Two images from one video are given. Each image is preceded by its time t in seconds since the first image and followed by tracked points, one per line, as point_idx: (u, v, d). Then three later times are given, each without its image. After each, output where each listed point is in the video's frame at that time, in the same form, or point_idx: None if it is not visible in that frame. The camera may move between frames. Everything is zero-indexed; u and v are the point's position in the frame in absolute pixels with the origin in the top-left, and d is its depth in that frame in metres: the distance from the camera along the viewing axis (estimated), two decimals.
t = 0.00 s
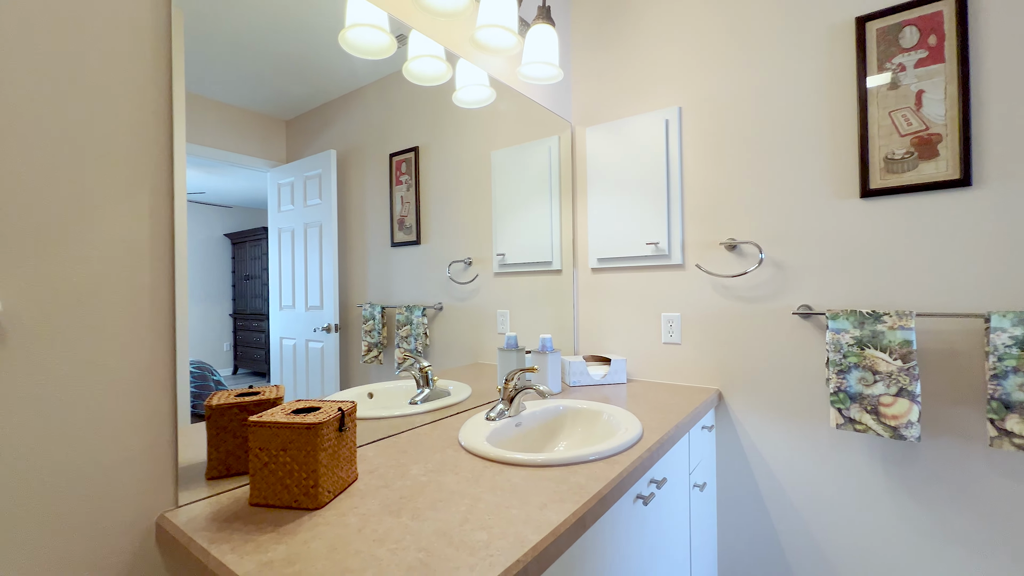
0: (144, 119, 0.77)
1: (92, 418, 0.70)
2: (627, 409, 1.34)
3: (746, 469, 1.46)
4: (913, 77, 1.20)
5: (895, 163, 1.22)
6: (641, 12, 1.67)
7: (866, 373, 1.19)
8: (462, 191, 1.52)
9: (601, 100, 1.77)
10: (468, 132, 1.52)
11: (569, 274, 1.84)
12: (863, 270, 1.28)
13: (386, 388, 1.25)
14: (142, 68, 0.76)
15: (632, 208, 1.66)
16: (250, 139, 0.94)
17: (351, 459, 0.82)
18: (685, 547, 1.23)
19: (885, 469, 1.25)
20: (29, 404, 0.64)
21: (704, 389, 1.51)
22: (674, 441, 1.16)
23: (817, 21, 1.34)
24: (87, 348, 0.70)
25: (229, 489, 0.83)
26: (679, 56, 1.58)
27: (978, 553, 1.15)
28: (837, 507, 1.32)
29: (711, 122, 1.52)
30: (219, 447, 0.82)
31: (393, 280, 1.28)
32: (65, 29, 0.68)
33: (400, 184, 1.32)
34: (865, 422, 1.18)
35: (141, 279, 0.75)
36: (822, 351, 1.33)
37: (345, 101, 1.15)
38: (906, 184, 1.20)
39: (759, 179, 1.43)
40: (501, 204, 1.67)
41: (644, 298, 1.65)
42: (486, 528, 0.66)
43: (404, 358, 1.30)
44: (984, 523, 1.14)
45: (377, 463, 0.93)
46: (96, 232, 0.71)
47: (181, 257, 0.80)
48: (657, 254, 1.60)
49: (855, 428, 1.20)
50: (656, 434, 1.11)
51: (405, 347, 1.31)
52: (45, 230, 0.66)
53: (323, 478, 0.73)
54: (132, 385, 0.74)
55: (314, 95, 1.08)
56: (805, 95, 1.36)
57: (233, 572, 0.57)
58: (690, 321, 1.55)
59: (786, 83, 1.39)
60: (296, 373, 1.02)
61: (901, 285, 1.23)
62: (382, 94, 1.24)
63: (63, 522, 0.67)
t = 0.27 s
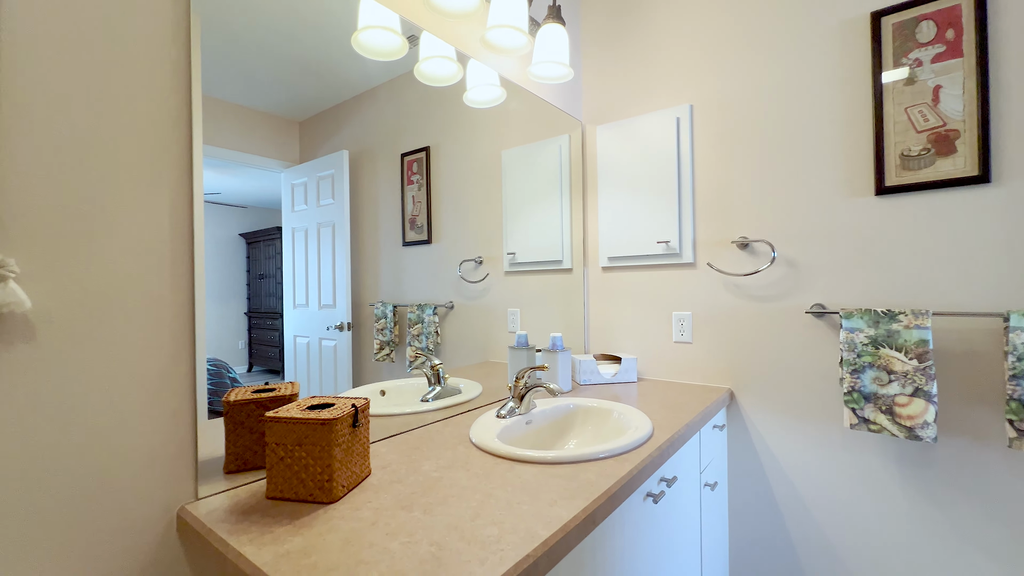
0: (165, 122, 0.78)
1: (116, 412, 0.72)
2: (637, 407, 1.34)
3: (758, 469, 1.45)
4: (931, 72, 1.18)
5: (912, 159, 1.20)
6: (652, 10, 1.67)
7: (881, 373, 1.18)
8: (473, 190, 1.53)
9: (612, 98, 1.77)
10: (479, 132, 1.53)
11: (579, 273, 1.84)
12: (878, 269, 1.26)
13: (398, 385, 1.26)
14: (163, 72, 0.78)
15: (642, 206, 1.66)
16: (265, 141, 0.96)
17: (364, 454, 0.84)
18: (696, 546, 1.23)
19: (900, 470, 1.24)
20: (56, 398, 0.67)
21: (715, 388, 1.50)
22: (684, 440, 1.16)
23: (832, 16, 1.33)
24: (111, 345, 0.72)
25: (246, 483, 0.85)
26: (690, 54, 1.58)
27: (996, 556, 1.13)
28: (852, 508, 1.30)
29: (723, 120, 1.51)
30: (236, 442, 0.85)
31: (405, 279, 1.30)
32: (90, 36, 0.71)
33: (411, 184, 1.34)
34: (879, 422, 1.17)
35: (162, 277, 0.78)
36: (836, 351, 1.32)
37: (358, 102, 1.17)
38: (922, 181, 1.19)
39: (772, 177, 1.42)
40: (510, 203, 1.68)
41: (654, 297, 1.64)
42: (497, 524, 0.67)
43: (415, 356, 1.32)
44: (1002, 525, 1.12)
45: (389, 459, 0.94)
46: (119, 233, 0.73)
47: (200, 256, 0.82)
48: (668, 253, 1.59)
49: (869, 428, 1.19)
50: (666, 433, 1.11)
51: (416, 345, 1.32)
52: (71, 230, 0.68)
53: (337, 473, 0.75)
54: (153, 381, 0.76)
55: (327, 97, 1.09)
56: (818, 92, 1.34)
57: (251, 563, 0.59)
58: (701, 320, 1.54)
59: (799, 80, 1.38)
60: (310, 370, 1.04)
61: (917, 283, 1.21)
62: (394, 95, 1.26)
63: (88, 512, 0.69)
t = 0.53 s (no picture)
0: (176, 124, 0.80)
1: (129, 409, 0.74)
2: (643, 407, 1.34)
3: (765, 469, 1.45)
4: (940, 69, 1.17)
5: (921, 157, 1.19)
6: (659, 9, 1.66)
7: (889, 372, 1.17)
8: (479, 190, 1.54)
9: (618, 97, 1.77)
10: (485, 132, 1.54)
11: (585, 272, 1.84)
12: (886, 268, 1.25)
13: (404, 383, 1.27)
14: (173, 75, 0.80)
15: (648, 205, 1.65)
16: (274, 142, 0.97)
17: (371, 452, 0.85)
18: (701, 545, 1.23)
19: (909, 470, 1.23)
20: (72, 395, 0.68)
21: (722, 388, 1.49)
22: (690, 439, 1.16)
23: (840, 13, 1.32)
24: (124, 343, 0.73)
25: (255, 479, 0.86)
26: (698, 52, 1.57)
27: (1007, 558, 1.11)
28: (860, 508, 1.30)
29: (730, 118, 1.50)
30: (246, 439, 0.86)
31: (411, 278, 1.31)
32: (103, 40, 0.72)
33: (418, 184, 1.35)
34: (888, 422, 1.16)
35: (173, 276, 0.79)
36: (843, 350, 1.31)
37: (365, 103, 1.18)
38: (932, 179, 1.17)
39: (779, 175, 1.41)
40: (516, 203, 1.68)
41: (660, 296, 1.64)
42: (502, 521, 0.68)
43: (422, 355, 1.33)
44: (1013, 527, 1.11)
45: (395, 457, 0.95)
46: (132, 234, 0.74)
47: (210, 256, 0.83)
48: (674, 252, 1.59)
49: (877, 428, 1.18)
50: (672, 432, 1.11)
51: (423, 344, 1.33)
52: (86, 231, 0.70)
53: (345, 469, 0.76)
54: (165, 378, 0.78)
55: (335, 98, 1.11)
56: (826, 90, 1.34)
57: (260, 557, 0.60)
58: (708, 319, 1.54)
59: (806, 78, 1.37)
60: (318, 368, 1.05)
61: (926, 282, 1.20)
62: (400, 96, 1.27)
63: (103, 506, 0.71)
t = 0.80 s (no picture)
0: (178, 125, 0.80)
1: (131, 408, 0.74)
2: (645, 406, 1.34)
3: (769, 469, 1.44)
4: (946, 66, 1.16)
5: (926, 155, 1.18)
6: (661, 7, 1.66)
7: (894, 373, 1.16)
8: (481, 189, 1.54)
9: (620, 96, 1.76)
10: (487, 132, 1.54)
11: (588, 271, 1.83)
12: (891, 267, 1.24)
13: (407, 383, 1.28)
14: (176, 76, 0.80)
15: (651, 205, 1.65)
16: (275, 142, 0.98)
17: (372, 451, 0.85)
18: (704, 546, 1.22)
19: (914, 471, 1.22)
20: (75, 394, 0.69)
21: (725, 388, 1.49)
22: (692, 439, 1.15)
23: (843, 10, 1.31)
24: (127, 343, 0.74)
25: (258, 478, 0.87)
26: (701, 51, 1.56)
27: (1014, 560, 1.10)
28: (864, 509, 1.29)
29: (733, 117, 1.49)
30: (248, 438, 0.86)
31: (414, 277, 1.31)
32: (105, 42, 0.72)
33: (421, 183, 1.35)
34: (892, 423, 1.15)
35: (175, 277, 0.79)
36: (847, 350, 1.30)
37: (367, 103, 1.18)
38: (937, 178, 1.16)
39: (782, 174, 1.40)
40: (519, 202, 1.68)
41: (663, 296, 1.64)
42: (501, 520, 0.68)
43: (425, 355, 1.33)
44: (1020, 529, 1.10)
45: (396, 456, 0.96)
46: (135, 234, 0.75)
47: (212, 256, 0.84)
48: (677, 251, 1.58)
49: (881, 429, 1.17)
50: (674, 432, 1.11)
51: (426, 344, 1.33)
52: (89, 231, 0.70)
53: (345, 468, 0.76)
54: (167, 377, 0.78)
55: (336, 98, 1.11)
56: (830, 88, 1.33)
57: (261, 555, 0.61)
58: (711, 319, 1.53)
59: (810, 76, 1.36)
60: (323, 368, 1.05)
61: (931, 282, 1.19)
62: (402, 96, 1.27)
63: (107, 504, 0.71)
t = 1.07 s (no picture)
0: (165, 124, 0.79)
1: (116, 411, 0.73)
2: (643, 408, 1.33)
3: (768, 471, 1.42)
4: (946, 64, 1.14)
5: (927, 154, 1.16)
6: (659, 5, 1.64)
7: (893, 374, 1.14)
8: (478, 188, 1.52)
9: (618, 95, 1.75)
10: (483, 131, 1.53)
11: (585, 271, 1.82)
12: (891, 267, 1.22)
13: (403, 384, 1.26)
14: (161, 74, 0.79)
15: (648, 204, 1.63)
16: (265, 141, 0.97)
17: (363, 454, 0.84)
18: (701, 549, 1.21)
19: (915, 474, 1.20)
20: (58, 398, 0.68)
21: (723, 389, 1.47)
22: (689, 441, 1.14)
23: (843, 8, 1.29)
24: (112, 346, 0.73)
25: (247, 481, 0.85)
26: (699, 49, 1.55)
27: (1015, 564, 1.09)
28: (863, 511, 1.27)
29: (732, 116, 1.48)
30: (238, 441, 0.85)
31: (412, 277, 1.30)
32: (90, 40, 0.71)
33: (418, 183, 1.34)
34: (891, 424, 1.13)
35: (162, 278, 0.78)
36: (846, 352, 1.28)
37: (360, 101, 1.17)
38: (937, 177, 1.15)
39: (781, 173, 1.39)
40: (515, 202, 1.67)
41: (661, 296, 1.62)
42: (491, 526, 0.66)
43: (422, 355, 1.32)
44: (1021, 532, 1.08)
45: (388, 459, 0.94)
46: (120, 234, 0.74)
47: (200, 257, 0.82)
48: (675, 251, 1.57)
49: (881, 431, 1.15)
50: (671, 434, 1.09)
51: (423, 344, 1.32)
52: (72, 231, 0.69)
53: (334, 472, 0.75)
54: (153, 380, 0.77)
55: (329, 97, 1.10)
56: (829, 86, 1.31)
57: (244, 562, 0.59)
58: (709, 320, 1.52)
59: (809, 74, 1.35)
60: (320, 368, 1.05)
61: (931, 282, 1.17)
62: (396, 95, 1.26)
63: (91, 509, 0.70)
